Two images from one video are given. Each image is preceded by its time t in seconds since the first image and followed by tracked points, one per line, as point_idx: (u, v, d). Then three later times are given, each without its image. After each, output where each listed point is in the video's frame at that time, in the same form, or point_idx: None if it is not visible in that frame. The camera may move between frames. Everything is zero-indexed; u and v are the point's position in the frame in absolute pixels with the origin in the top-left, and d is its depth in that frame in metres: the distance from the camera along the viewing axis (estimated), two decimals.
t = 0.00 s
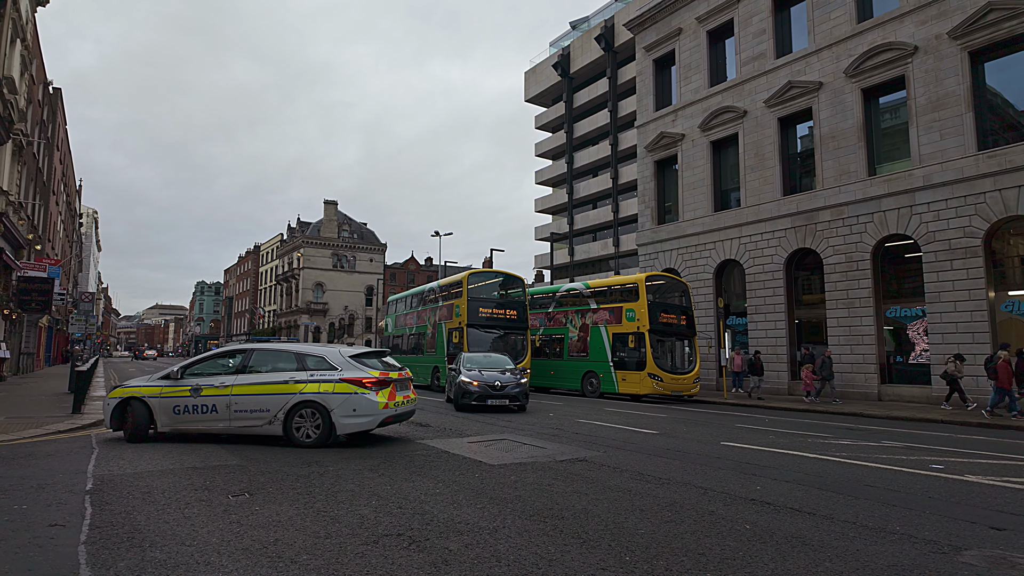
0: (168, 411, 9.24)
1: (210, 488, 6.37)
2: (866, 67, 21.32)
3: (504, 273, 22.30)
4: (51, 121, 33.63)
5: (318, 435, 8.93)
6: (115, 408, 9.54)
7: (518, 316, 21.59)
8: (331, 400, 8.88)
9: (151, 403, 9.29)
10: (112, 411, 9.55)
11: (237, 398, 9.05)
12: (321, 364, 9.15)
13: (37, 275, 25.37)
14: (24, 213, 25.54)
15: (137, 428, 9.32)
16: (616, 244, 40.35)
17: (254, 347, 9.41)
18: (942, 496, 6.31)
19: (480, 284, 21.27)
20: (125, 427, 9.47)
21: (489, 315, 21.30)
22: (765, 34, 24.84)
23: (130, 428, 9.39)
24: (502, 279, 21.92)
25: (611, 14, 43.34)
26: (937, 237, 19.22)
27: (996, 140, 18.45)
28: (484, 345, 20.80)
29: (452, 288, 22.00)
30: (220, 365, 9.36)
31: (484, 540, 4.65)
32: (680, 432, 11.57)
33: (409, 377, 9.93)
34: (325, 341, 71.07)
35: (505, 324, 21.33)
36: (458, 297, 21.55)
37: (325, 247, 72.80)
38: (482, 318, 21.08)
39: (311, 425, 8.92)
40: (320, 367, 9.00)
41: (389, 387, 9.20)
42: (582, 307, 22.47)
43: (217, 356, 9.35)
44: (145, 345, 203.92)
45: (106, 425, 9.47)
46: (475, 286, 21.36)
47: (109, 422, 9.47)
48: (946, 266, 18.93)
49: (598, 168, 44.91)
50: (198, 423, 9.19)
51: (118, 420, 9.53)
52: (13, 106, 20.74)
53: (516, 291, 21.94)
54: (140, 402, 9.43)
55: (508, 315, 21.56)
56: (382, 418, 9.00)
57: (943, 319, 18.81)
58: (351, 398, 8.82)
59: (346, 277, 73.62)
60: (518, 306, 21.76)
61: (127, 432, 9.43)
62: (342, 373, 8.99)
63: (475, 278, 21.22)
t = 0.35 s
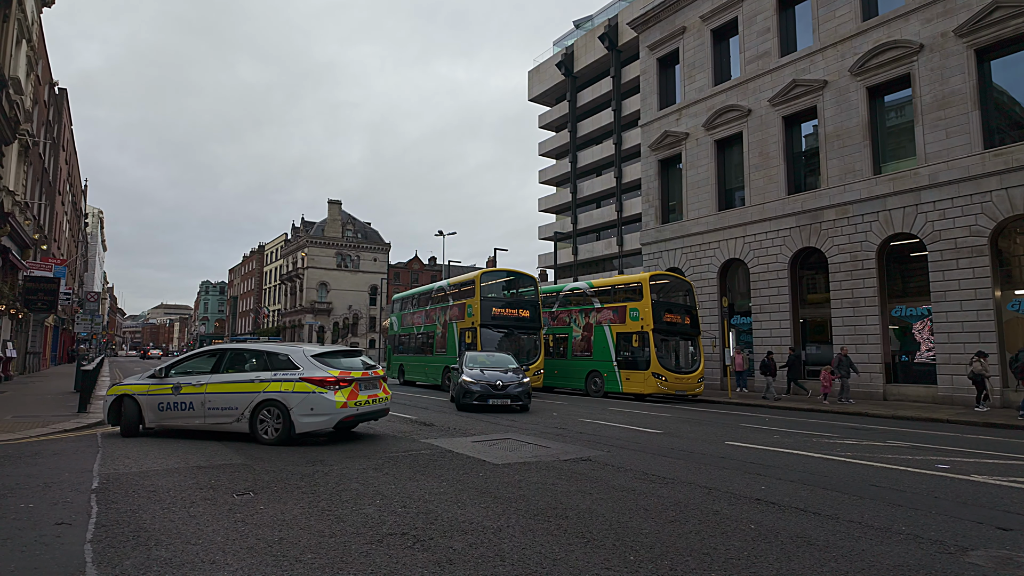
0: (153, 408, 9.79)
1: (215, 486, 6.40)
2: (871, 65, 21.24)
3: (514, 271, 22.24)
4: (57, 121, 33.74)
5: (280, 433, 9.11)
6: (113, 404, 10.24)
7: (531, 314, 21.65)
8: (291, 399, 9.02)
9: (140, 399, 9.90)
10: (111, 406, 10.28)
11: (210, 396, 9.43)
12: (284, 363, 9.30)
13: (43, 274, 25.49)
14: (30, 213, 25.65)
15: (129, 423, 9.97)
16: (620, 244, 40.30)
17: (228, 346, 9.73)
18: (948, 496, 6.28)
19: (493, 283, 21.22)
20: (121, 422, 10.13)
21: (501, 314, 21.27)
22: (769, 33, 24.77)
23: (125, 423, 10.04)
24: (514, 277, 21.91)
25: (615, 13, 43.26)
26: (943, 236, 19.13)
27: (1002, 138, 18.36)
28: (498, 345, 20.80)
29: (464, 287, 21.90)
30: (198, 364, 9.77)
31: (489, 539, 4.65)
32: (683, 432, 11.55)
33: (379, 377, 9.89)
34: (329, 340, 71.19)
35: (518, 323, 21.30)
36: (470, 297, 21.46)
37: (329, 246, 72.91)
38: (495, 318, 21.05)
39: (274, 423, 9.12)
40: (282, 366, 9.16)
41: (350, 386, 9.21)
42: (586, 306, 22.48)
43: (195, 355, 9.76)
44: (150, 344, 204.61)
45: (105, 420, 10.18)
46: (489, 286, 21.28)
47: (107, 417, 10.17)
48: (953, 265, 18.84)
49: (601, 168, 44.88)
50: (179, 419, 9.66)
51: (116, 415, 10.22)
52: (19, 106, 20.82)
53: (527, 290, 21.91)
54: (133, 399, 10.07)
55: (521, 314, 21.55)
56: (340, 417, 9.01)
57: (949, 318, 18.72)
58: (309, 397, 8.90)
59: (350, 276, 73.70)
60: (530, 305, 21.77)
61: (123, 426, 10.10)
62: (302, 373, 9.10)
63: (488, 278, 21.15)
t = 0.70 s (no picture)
0: (148, 405, 10.39)
1: (220, 485, 6.42)
2: (876, 64, 21.16)
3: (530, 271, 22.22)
4: (62, 122, 33.87)
5: (247, 429, 9.34)
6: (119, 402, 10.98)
7: (546, 315, 21.56)
8: (254, 396, 9.22)
9: (137, 397, 10.59)
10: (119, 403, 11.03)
11: (191, 393, 9.89)
12: (252, 362, 9.52)
13: (49, 274, 25.60)
14: (35, 213, 25.75)
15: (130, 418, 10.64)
16: (624, 243, 40.26)
17: (209, 346, 10.10)
18: (954, 496, 6.26)
19: (508, 282, 21.15)
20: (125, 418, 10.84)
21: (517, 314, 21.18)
22: (773, 32, 24.70)
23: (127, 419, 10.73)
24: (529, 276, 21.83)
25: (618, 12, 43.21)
26: (949, 235, 19.06)
27: (1008, 137, 18.27)
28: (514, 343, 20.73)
29: (478, 286, 21.80)
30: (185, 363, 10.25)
31: (492, 539, 4.65)
32: (687, 431, 11.56)
33: (349, 376, 9.90)
34: (333, 340, 71.27)
35: (533, 323, 21.22)
36: (485, 296, 21.38)
37: (333, 246, 73.01)
38: (509, 317, 20.98)
39: (242, 419, 9.39)
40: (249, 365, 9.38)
41: (311, 384, 9.25)
42: (590, 306, 22.50)
43: (181, 355, 10.22)
44: (155, 344, 205.26)
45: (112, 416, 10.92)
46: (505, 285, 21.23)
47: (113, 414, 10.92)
48: (958, 265, 18.77)
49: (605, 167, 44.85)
50: (167, 416, 10.20)
51: (121, 412, 10.95)
52: (24, 106, 20.89)
53: (543, 290, 21.89)
54: (133, 396, 10.73)
55: (535, 314, 21.46)
56: (300, 415, 9.08)
57: (954, 318, 18.66)
58: (269, 396, 9.03)
59: (355, 276, 73.79)
60: (545, 305, 21.69)
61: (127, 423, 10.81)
62: (265, 372, 9.26)
63: (503, 277, 21.07)
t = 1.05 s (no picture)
0: (149, 402, 10.96)
1: (224, 485, 6.43)
2: (880, 63, 21.09)
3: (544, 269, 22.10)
4: (66, 122, 33.99)
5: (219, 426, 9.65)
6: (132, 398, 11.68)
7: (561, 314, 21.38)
8: (223, 396, 9.51)
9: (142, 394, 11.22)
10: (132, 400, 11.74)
11: (179, 392, 10.29)
12: (225, 362, 9.82)
13: (53, 274, 25.69)
14: (39, 213, 25.84)
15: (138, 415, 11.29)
16: (627, 242, 40.23)
17: (197, 346, 10.49)
18: (957, 497, 6.24)
19: (523, 280, 20.99)
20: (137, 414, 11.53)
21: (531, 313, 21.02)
22: (776, 30, 24.64)
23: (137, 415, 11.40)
24: (545, 274, 21.67)
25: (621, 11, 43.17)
26: (953, 234, 19.00)
27: (1013, 135, 18.19)
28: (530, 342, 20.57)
29: (491, 285, 21.68)
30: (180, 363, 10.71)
31: (494, 539, 4.65)
32: (689, 431, 11.55)
33: (318, 376, 10.06)
34: (336, 339, 71.32)
35: (548, 323, 21.09)
36: (498, 295, 21.24)
37: (336, 246, 73.11)
38: (524, 315, 20.88)
39: (215, 416, 9.70)
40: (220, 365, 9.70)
41: (273, 385, 9.44)
42: (593, 305, 22.53)
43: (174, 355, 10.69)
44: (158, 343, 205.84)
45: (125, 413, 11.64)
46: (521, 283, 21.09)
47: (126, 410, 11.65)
48: (962, 264, 18.70)
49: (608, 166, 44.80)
50: (163, 413, 10.70)
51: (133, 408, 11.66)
52: (29, 107, 20.95)
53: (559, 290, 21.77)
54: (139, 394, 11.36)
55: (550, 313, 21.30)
56: (260, 415, 9.28)
57: (958, 317, 18.60)
58: (233, 395, 9.30)
59: (358, 276, 73.88)
60: (560, 304, 21.52)
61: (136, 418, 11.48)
62: (232, 372, 9.53)
63: (518, 274, 20.92)
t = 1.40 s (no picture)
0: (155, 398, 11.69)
1: (226, 484, 6.44)
2: (883, 62, 21.04)
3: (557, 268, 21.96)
4: (70, 123, 34.10)
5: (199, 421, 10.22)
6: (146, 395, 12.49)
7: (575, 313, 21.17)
8: (200, 393, 10.07)
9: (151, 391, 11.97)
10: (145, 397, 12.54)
11: (174, 389, 10.91)
12: (206, 361, 10.40)
13: (56, 274, 25.79)
14: (43, 213, 25.94)
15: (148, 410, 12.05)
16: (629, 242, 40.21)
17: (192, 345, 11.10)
18: (960, 497, 6.23)
19: (535, 279, 20.86)
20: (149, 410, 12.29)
21: (545, 312, 20.83)
22: (778, 30, 24.61)
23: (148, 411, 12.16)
24: (558, 273, 21.59)
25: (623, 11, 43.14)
26: (956, 233, 18.95)
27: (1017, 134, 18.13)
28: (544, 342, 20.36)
29: (503, 283, 21.57)
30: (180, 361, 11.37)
31: (496, 539, 4.65)
32: (691, 431, 11.55)
33: (290, 375, 10.49)
34: (338, 339, 71.37)
35: (561, 322, 20.89)
36: (511, 293, 21.10)
37: (338, 246, 73.21)
38: (537, 314, 20.72)
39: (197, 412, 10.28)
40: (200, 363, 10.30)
41: (242, 383, 9.91)
42: (595, 305, 22.60)
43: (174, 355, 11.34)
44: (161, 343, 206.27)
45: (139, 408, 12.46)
46: (534, 282, 20.94)
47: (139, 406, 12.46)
48: (965, 263, 18.66)
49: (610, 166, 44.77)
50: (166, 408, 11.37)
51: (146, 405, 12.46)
52: (32, 107, 21.03)
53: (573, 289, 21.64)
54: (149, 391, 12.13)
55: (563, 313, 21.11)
56: (230, 411, 9.76)
57: (961, 317, 18.55)
58: (206, 392, 9.86)
59: (360, 275, 73.95)
60: (574, 304, 21.33)
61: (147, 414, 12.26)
62: (209, 370, 10.10)
63: (531, 273, 20.81)
